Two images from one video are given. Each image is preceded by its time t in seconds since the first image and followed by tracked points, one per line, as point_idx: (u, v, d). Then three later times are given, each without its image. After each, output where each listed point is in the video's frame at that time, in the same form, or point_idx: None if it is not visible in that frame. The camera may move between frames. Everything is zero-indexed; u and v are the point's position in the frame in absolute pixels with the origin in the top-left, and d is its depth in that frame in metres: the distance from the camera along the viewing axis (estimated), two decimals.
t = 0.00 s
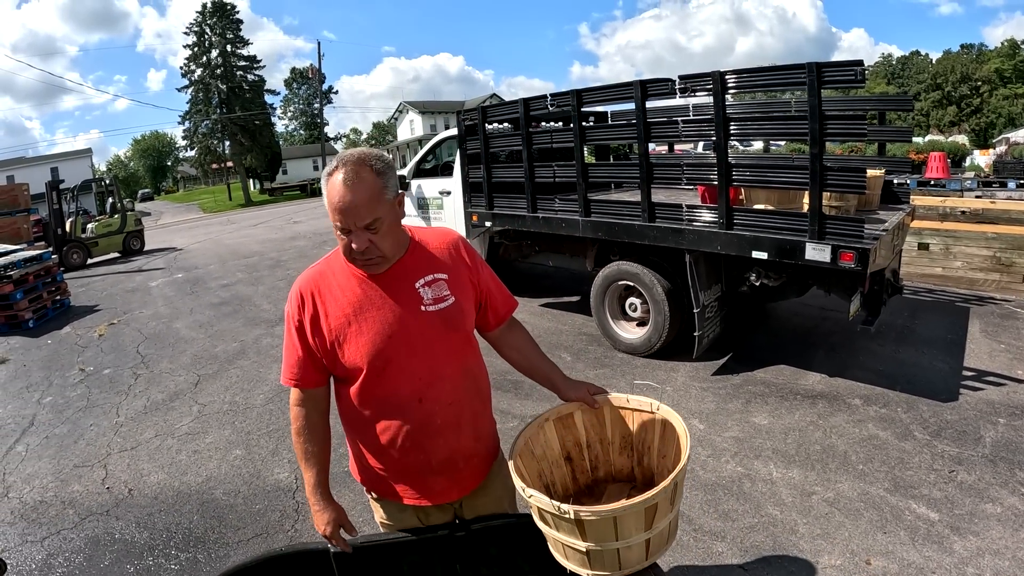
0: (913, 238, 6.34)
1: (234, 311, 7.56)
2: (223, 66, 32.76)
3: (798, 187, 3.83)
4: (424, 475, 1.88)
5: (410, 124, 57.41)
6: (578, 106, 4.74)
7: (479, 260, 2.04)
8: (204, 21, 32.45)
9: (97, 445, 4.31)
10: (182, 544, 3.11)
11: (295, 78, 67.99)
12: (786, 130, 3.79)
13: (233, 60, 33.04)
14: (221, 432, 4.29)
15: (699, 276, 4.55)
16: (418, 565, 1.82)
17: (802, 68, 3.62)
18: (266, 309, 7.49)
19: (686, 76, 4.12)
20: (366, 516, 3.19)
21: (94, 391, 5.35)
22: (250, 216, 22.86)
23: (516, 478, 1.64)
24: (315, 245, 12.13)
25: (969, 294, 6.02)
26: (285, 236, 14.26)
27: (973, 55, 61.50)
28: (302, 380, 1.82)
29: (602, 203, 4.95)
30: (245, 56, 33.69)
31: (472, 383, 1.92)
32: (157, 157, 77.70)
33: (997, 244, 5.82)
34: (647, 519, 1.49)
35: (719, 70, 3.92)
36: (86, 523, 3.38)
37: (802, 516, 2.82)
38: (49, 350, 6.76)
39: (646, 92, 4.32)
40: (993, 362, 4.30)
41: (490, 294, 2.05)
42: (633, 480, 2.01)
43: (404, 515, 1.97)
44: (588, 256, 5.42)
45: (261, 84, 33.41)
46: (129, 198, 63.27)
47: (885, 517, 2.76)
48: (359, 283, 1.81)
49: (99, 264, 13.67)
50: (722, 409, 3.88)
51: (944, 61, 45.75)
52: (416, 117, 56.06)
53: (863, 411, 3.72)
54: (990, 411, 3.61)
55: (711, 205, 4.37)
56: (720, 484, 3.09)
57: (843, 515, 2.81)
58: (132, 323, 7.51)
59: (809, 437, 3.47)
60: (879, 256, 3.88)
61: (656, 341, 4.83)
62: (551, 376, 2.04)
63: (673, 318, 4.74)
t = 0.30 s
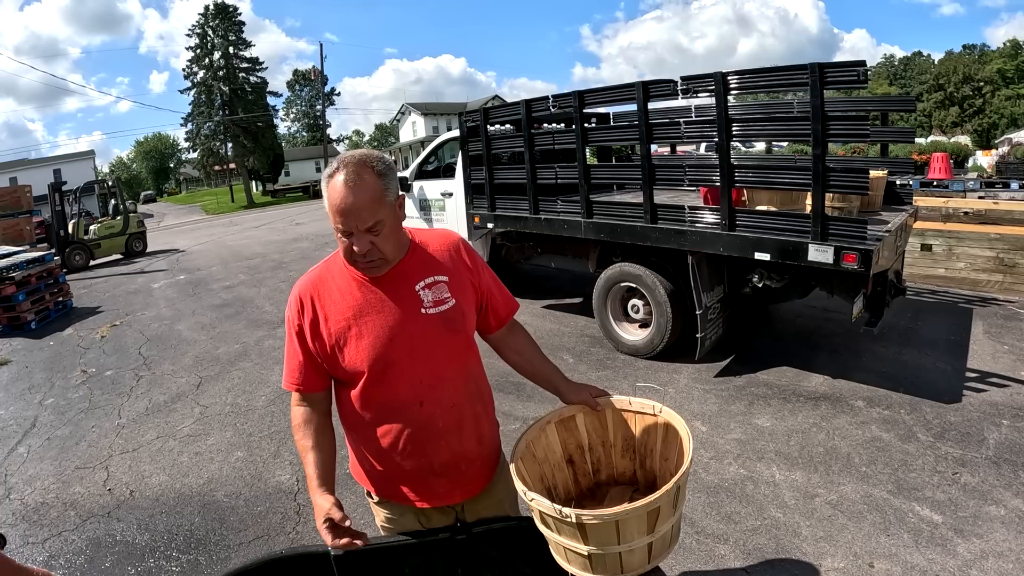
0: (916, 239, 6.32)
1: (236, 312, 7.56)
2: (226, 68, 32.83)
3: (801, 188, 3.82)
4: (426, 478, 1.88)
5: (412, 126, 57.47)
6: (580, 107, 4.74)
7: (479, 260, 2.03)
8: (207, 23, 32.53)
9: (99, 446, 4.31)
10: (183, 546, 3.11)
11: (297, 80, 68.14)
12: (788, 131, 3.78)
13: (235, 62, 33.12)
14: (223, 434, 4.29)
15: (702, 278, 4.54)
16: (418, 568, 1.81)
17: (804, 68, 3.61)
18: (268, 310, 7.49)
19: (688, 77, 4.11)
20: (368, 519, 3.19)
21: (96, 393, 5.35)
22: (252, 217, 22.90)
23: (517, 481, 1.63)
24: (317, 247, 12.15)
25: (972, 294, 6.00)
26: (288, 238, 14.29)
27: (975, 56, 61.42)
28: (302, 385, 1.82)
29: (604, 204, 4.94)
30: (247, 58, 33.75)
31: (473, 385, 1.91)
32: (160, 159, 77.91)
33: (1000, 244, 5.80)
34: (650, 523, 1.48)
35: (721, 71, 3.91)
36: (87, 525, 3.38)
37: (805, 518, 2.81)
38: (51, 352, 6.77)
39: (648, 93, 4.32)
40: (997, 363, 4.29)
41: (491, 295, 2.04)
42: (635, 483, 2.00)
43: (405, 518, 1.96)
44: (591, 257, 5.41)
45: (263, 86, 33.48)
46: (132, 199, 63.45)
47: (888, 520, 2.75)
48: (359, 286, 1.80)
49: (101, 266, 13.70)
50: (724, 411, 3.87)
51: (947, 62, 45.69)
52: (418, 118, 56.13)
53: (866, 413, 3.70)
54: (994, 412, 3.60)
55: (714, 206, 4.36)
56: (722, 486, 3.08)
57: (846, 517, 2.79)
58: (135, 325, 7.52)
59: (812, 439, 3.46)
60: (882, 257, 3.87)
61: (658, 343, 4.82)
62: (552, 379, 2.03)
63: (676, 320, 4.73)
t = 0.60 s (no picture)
0: (918, 240, 6.29)
1: (238, 314, 7.57)
2: (228, 69, 32.87)
3: (802, 189, 3.81)
4: (425, 479, 1.87)
5: (414, 127, 57.53)
6: (581, 108, 4.73)
7: (479, 262, 2.03)
8: (209, 24, 32.60)
9: (100, 447, 4.31)
10: (183, 547, 3.10)
11: (300, 81, 68.30)
12: (790, 132, 3.77)
13: (237, 63, 33.17)
14: (224, 436, 4.29)
15: (703, 279, 4.53)
16: (418, 571, 1.80)
17: (806, 69, 3.61)
18: (270, 312, 7.49)
19: (689, 78, 4.11)
20: (368, 520, 3.18)
21: (98, 394, 5.36)
22: (253, 219, 22.93)
23: (517, 483, 1.63)
24: (319, 249, 12.15)
25: (974, 295, 5.98)
26: (290, 239, 14.31)
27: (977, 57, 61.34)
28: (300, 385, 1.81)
29: (606, 205, 4.94)
30: (249, 59, 33.82)
31: (473, 386, 1.91)
32: (162, 161, 78.09)
33: (1002, 245, 5.79)
34: (651, 526, 1.47)
35: (722, 72, 3.90)
36: (88, 526, 3.38)
37: (807, 520, 2.80)
38: (53, 353, 6.78)
39: (649, 94, 4.31)
40: (999, 365, 4.27)
41: (491, 297, 2.04)
42: (635, 485, 2.00)
43: (404, 520, 1.96)
44: (592, 259, 5.40)
45: (265, 88, 33.54)
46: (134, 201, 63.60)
47: (890, 522, 2.74)
48: (358, 285, 1.81)
49: (103, 267, 13.72)
50: (726, 413, 3.86)
51: (949, 63, 45.64)
52: (420, 119, 56.16)
53: (869, 414, 3.69)
54: (997, 414, 3.58)
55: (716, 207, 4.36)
56: (724, 488, 3.07)
57: (848, 519, 2.78)
58: (136, 326, 7.53)
59: (814, 440, 3.44)
60: (884, 258, 3.87)
61: (660, 344, 4.81)
62: (552, 381, 2.02)
63: (678, 321, 4.72)
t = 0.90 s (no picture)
0: (920, 241, 6.28)
1: (240, 315, 7.58)
2: (230, 71, 32.93)
3: (804, 189, 3.81)
4: (426, 479, 1.87)
5: (417, 129, 57.59)
6: (583, 109, 4.73)
7: (480, 263, 2.04)
8: (211, 26, 32.66)
9: (102, 448, 4.32)
10: (184, 548, 3.11)
11: (302, 83, 68.45)
12: (791, 133, 3.76)
13: (239, 65, 33.24)
14: (225, 436, 4.29)
15: (705, 280, 4.53)
16: (418, 572, 1.80)
17: (807, 70, 3.61)
18: (272, 313, 7.49)
19: (691, 78, 4.11)
20: (370, 521, 3.18)
21: (100, 395, 5.36)
22: (255, 220, 22.97)
23: (517, 484, 1.62)
24: (321, 250, 12.17)
25: (977, 296, 5.97)
26: (293, 240, 14.33)
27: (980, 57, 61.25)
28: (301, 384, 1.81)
29: (607, 206, 4.93)
30: (252, 61, 33.87)
31: (474, 387, 1.91)
32: (165, 162, 78.29)
33: (1005, 246, 5.79)
34: (650, 527, 1.47)
35: (724, 72, 3.90)
36: (89, 527, 3.38)
37: (808, 522, 2.79)
38: (55, 354, 6.80)
39: (651, 95, 4.31)
40: (1002, 366, 4.26)
41: (491, 300, 2.04)
42: (635, 486, 2.00)
43: (403, 522, 1.95)
44: (594, 260, 5.40)
45: (267, 89, 33.59)
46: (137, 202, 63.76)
47: (892, 523, 2.73)
48: (359, 285, 1.81)
49: (106, 268, 13.74)
50: (728, 414, 3.85)
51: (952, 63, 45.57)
52: (421, 121, 56.21)
53: (871, 415, 3.68)
54: (999, 415, 3.58)
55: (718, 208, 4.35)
56: (725, 489, 3.07)
57: (850, 521, 2.77)
58: (138, 327, 7.54)
59: (816, 442, 3.44)
60: (886, 259, 3.86)
61: (661, 345, 4.81)
62: (553, 384, 2.02)
63: (679, 323, 4.72)
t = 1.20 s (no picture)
0: (923, 241, 6.26)
1: (242, 315, 7.60)
2: (233, 72, 32.99)
3: (806, 189, 3.81)
4: (428, 479, 1.87)
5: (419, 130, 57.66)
6: (585, 110, 4.73)
7: (485, 263, 2.03)
8: (214, 27, 32.67)
9: (104, 448, 4.33)
10: (186, 548, 3.11)
11: (304, 84, 68.63)
12: (793, 133, 3.76)
13: (242, 66, 33.32)
14: (227, 437, 4.30)
15: (707, 281, 4.53)
16: (420, 572, 1.80)
17: (809, 70, 3.60)
18: (274, 314, 7.50)
19: (693, 79, 4.10)
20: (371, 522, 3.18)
21: (102, 395, 5.37)
22: (258, 221, 23.02)
23: (519, 484, 1.62)
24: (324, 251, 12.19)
25: (980, 297, 5.96)
26: (295, 241, 14.35)
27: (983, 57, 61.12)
28: (305, 383, 1.81)
29: (610, 207, 4.93)
30: (254, 62, 33.91)
31: (477, 387, 1.91)
32: (167, 164, 78.48)
33: (1007, 247, 5.78)
34: (653, 527, 1.47)
35: (726, 72, 3.90)
36: (91, 527, 3.38)
37: (811, 523, 2.78)
38: (57, 354, 6.81)
39: (653, 95, 4.31)
40: (1005, 366, 4.25)
41: (495, 300, 2.04)
42: (638, 487, 1.99)
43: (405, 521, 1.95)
44: (596, 261, 5.39)
45: (270, 90, 33.66)
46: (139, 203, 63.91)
47: (895, 524, 2.72)
48: (363, 284, 1.81)
49: (109, 269, 13.77)
50: (730, 415, 3.84)
51: (954, 63, 45.49)
52: (423, 122, 56.25)
53: (873, 416, 3.68)
54: (1002, 416, 3.56)
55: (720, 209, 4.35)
56: (728, 490, 3.06)
57: (852, 522, 2.77)
58: (140, 328, 7.55)
59: (818, 442, 3.43)
60: (889, 259, 3.85)
61: (664, 346, 4.80)
62: (557, 384, 2.01)
63: (681, 323, 4.71)
